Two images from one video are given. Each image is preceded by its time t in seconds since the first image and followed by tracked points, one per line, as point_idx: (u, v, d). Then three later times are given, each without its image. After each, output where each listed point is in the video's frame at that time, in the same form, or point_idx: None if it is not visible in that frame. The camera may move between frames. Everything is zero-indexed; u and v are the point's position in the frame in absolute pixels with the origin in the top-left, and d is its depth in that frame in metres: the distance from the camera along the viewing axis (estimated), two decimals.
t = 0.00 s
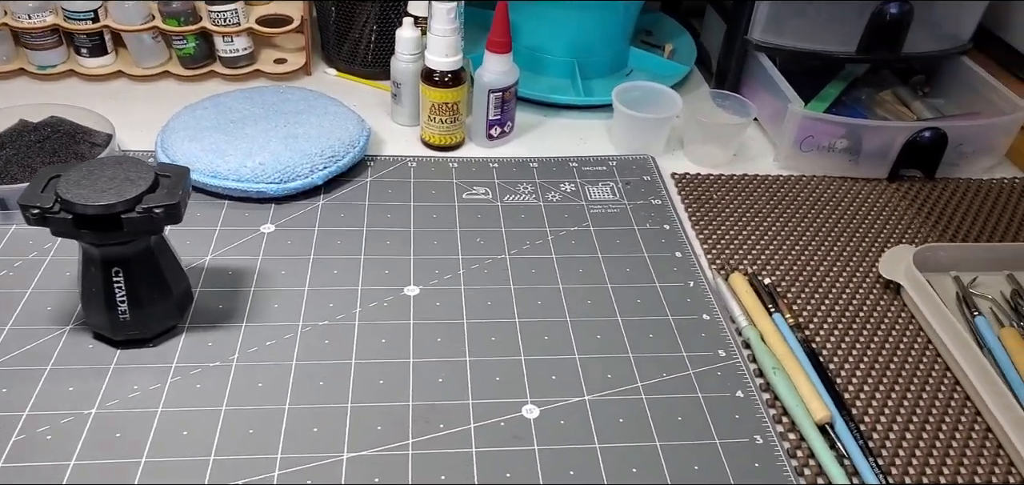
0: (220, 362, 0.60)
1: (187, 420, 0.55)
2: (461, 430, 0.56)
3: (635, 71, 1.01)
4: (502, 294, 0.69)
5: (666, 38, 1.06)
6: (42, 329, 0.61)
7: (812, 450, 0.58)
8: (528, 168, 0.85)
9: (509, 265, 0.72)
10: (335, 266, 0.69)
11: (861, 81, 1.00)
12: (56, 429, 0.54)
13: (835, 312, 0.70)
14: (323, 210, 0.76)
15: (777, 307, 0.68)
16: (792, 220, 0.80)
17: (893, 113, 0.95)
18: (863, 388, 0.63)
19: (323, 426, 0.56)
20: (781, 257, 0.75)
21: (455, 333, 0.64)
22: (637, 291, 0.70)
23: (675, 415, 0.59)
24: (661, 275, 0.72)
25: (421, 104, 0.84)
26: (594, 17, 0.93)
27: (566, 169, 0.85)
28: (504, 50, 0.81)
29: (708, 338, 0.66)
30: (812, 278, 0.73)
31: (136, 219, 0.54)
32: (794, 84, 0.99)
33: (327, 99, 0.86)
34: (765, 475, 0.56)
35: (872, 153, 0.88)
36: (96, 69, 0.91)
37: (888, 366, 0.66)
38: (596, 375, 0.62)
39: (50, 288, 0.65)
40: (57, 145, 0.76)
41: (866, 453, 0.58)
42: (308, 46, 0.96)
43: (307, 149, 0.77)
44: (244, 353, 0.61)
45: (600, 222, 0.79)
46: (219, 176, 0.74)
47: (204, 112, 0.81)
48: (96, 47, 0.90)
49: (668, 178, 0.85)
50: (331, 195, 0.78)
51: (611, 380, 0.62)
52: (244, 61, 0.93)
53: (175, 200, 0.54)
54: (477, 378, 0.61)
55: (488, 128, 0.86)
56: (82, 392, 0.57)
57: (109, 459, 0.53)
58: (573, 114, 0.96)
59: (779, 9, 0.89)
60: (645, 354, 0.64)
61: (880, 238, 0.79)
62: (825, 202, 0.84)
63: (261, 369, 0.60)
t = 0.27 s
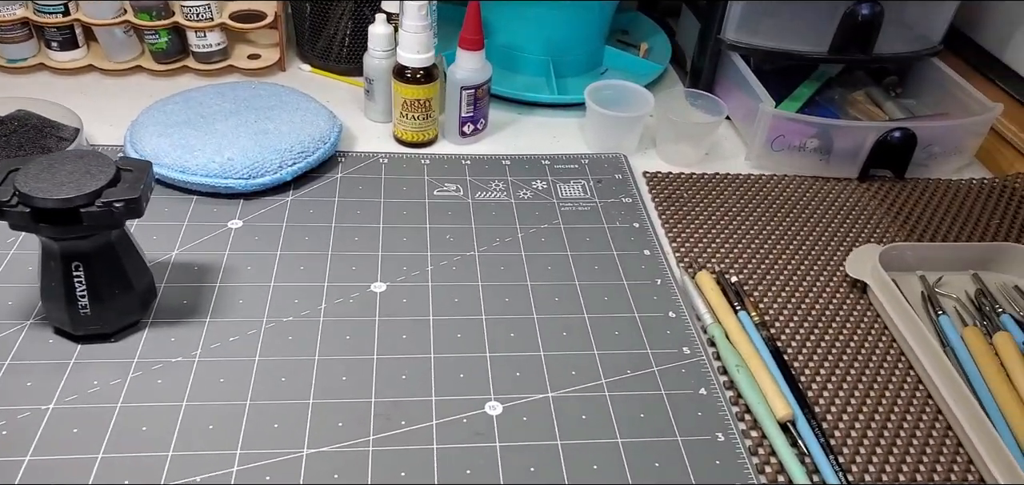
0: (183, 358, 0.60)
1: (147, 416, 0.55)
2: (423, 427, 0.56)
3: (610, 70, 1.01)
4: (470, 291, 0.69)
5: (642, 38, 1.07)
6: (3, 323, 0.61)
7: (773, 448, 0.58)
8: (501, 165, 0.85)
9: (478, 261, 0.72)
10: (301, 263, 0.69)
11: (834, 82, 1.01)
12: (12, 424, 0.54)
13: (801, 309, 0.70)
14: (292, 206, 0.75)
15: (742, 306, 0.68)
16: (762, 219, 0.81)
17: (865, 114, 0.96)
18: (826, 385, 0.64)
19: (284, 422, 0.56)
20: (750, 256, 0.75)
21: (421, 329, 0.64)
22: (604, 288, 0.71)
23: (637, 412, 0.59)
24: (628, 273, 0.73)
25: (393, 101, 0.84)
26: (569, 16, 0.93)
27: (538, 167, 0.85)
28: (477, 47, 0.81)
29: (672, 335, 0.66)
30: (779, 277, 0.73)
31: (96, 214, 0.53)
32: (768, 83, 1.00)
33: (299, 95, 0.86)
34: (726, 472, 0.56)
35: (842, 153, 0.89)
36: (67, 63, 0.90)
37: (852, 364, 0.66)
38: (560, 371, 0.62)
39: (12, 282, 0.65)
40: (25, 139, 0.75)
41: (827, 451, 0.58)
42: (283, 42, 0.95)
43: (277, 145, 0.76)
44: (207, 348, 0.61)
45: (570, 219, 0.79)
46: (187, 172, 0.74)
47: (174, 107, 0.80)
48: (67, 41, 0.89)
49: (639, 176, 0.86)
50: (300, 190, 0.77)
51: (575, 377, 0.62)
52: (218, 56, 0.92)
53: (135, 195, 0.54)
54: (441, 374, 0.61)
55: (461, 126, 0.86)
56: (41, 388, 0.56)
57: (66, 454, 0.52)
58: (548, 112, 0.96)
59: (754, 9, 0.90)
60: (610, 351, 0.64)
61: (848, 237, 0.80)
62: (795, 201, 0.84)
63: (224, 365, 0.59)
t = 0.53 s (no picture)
0: (156, 347, 0.59)
1: (118, 405, 0.55)
2: (395, 418, 0.57)
3: (594, 67, 1.02)
4: (446, 284, 0.69)
5: (626, 35, 1.07)
6: None
7: (743, 441, 0.58)
8: (481, 160, 0.85)
9: (456, 255, 0.72)
10: (278, 254, 0.69)
11: (816, 82, 1.01)
12: None
13: (777, 305, 0.71)
14: (271, 198, 0.75)
15: (717, 301, 0.68)
16: (740, 216, 0.81)
17: (845, 113, 0.97)
18: (799, 380, 0.64)
19: (256, 412, 0.56)
20: (726, 252, 0.76)
21: (396, 322, 0.64)
22: (581, 282, 0.71)
23: (609, 405, 0.60)
24: (605, 267, 0.73)
25: (375, 94, 0.84)
26: (552, 13, 0.93)
27: (519, 162, 0.86)
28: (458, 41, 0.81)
29: (647, 329, 0.67)
30: (755, 273, 0.74)
31: (68, 202, 0.53)
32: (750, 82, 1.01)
33: (281, 88, 0.86)
34: (697, 464, 0.56)
35: (822, 151, 0.89)
36: (50, 53, 0.90)
37: (825, 359, 0.66)
38: (535, 364, 0.63)
39: None
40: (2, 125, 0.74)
41: (797, 445, 0.58)
42: (266, 35, 0.95)
43: (257, 137, 0.77)
44: (181, 338, 0.60)
45: (549, 214, 0.79)
46: (166, 162, 0.74)
47: (154, 98, 0.80)
48: (49, 30, 0.89)
49: (620, 172, 0.86)
50: (280, 183, 0.77)
51: (549, 369, 0.62)
52: (200, 48, 0.92)
53: (109, 183, 0.54)
54: (415, 366, 0.61)
55: (442, 120, 0.86)
56: (12, 376, 0.56)
57: (36, 442, 0.52)
58: (530, 108, 0.96)
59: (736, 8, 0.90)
60: (585, 345, 0.65)
61: (825, 235, 0.80)
62: (774, 199, 0.85)
63: (198, 355, 0.59)
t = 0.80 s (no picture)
0: (131, 339, 0.59)
1: (92, 396, 0.55)
2: (370, 410, 0.57)
3: (579, 62, 1.02)
4: (426, 277, 0.69)
5: (612, 31, 1.07)
6: None
7: (719, 433, 0.58)
8: (464, 154, 0.85)
9: (436, 249, 0.72)
10: (257, 247, 0.69)
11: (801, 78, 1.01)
12: None
13: (756, 298, 0.71)
14: (251, 191, 0.75)
15: (697, 295, 0.69)
16: (722, 211, 0.81)
17: (829, 109, 0.97)
18: (777, 373, 0.64)
19: (230, 404, 0.56)
20: (707, 246, 0.76)
21: (375, 315, 0.64)
22: (561, 276, 0.71)
23: (586, 397, 0.60)
24: (586, 261, 0.73)
25: (357, 88, 0.84)
26: (536, 8, 0.93)
27: (502, 156, 0.86)
28: (441, 35, 0.81)
29: (626, 322, 0.67)
30: (736, 268, 0.74)
31: (41, 193, 0.53)
32: (735, 78, 1.01)
33: (263, 81, 0.85)
34: (671, 457, 0.56)
35: (805, 147, 0.89)
36: (31, 45, 0.89)
37: (803, 352, 0.67)
38: (512, 357, 0.63)
39: None
40: None
41: (773, 437, 0.58)
42: (250, 29, 0.95)
43: (238, 130, 0.76)
44: (157, 330, 0.60)
45: (531, 208, 0.79)
46: (146, 155, 0.73)
47: (135, 90, 0.80)
48: (30, 23, 0.88)
49: (603, 167, 0.86)
50: (261, 176, 0.77)
51: (526, 362, 0.62)
52: (183, 42, 0.92)
53: (83, 174, 0.54)
54: (392, 358, 0.61)
55: (425, 114, 0.86)
56: None
57: (11, 433, 0.52)
58: (515, 102, 0.96)
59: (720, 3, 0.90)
60: (563, 338, 0.65)
61: (807, 229, 0.80)
62: (757, 194, 0.85)
63: (173, 346, 0.59)
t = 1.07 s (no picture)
0: (104, 327, 0.59)
1: (63, 384, 0.55)
2: (343, 399, 0.57)
3: (561, 56, 1.02)
4: (403, 268, 0.69)
5: (595, 25, 1.07)
6: None
7: (690, 421, 0.59)
8: (444, 146, 0.85)
9: (414, 240, 0.72)
10: (233, 237, 0.69)
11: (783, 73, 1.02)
12: None
13: (731, 289, 0.71)
14: (229, 181, 0.75)
15: (672, 286, 0.69)
16: (700, 203, 0.82)
17: (810, 104, 0.97)
18: (750, 363, 0.65)
19: (202, 391, 0.56)
20: (684, 238, 0.77)
21: (350, 304, 0.64)
22: (538, 267, 0.71)
23: (559, 386, 0.60)
24: (563, 252, 0.74)
25: (337, 80, 0.84)
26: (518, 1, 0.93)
27: (482, 148, 0.86)
28: (421, 27, 0.81)
29: (601, 312, 0.67)
30: (712, 259, 0.74)
31: (11, 178, 0.53)
32: (717, 73, 1.01)
33: (243, 72, 0.85)
34: (642, 444, 0.57)
35: (784, 140, 0.90)
36: (9, 35, 0.89)
37: (777, 343, 0.67)
38: (488, 346, 0.63)
39: None
40: None
41: (744, 426, 0.59)
42: (231, 21, 0.95)
43: (216, 121, 0.76)
44: (131, 318, 0.60)
45: (510, 200, 0.79)
46: (123, 144, 0.73)
47: (113, 81, 0.80)
48: (7, 12, 0.88)
49: (583, 160, 0.86)
50: (239, 166, 0.77)
51: (501, 352, 0.62)
52: (164, 33, 0.92)
53: (54, 161, 0.54)
54: (366, 347, 0.61)
55: (406, 106, 0.86)
56: None
57: None
58: (498, 96, 0.96)
59: None
60: (539, 328, 0.65)
61: (784, 222, 0.81)
62: (735, 187, 0.85)
63: (147, 335, 0.59)
